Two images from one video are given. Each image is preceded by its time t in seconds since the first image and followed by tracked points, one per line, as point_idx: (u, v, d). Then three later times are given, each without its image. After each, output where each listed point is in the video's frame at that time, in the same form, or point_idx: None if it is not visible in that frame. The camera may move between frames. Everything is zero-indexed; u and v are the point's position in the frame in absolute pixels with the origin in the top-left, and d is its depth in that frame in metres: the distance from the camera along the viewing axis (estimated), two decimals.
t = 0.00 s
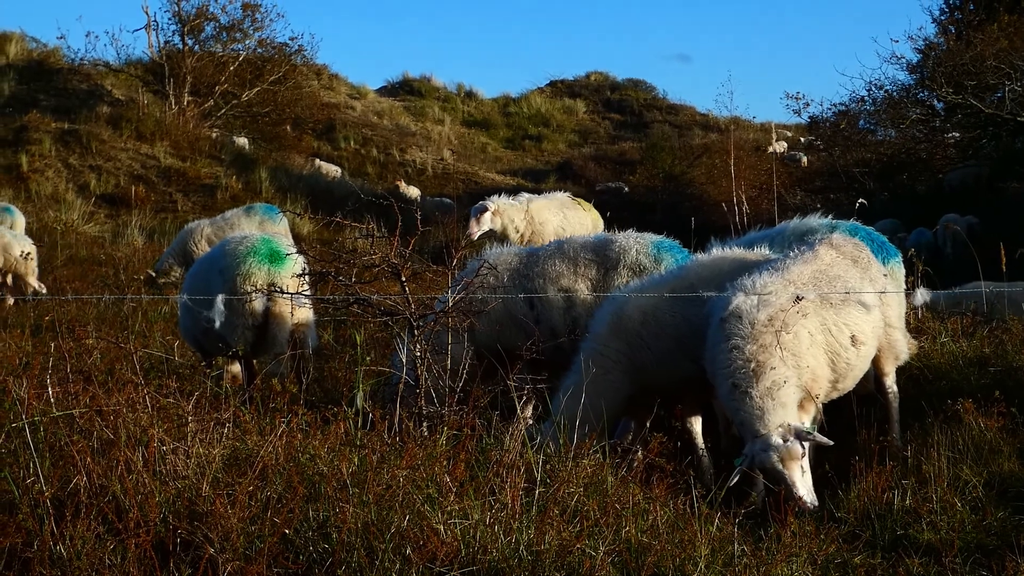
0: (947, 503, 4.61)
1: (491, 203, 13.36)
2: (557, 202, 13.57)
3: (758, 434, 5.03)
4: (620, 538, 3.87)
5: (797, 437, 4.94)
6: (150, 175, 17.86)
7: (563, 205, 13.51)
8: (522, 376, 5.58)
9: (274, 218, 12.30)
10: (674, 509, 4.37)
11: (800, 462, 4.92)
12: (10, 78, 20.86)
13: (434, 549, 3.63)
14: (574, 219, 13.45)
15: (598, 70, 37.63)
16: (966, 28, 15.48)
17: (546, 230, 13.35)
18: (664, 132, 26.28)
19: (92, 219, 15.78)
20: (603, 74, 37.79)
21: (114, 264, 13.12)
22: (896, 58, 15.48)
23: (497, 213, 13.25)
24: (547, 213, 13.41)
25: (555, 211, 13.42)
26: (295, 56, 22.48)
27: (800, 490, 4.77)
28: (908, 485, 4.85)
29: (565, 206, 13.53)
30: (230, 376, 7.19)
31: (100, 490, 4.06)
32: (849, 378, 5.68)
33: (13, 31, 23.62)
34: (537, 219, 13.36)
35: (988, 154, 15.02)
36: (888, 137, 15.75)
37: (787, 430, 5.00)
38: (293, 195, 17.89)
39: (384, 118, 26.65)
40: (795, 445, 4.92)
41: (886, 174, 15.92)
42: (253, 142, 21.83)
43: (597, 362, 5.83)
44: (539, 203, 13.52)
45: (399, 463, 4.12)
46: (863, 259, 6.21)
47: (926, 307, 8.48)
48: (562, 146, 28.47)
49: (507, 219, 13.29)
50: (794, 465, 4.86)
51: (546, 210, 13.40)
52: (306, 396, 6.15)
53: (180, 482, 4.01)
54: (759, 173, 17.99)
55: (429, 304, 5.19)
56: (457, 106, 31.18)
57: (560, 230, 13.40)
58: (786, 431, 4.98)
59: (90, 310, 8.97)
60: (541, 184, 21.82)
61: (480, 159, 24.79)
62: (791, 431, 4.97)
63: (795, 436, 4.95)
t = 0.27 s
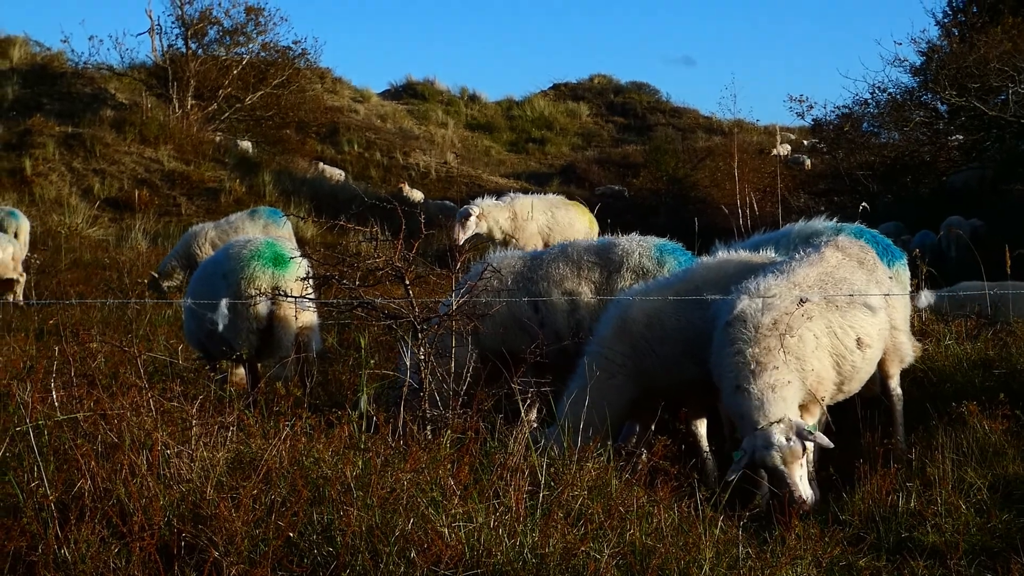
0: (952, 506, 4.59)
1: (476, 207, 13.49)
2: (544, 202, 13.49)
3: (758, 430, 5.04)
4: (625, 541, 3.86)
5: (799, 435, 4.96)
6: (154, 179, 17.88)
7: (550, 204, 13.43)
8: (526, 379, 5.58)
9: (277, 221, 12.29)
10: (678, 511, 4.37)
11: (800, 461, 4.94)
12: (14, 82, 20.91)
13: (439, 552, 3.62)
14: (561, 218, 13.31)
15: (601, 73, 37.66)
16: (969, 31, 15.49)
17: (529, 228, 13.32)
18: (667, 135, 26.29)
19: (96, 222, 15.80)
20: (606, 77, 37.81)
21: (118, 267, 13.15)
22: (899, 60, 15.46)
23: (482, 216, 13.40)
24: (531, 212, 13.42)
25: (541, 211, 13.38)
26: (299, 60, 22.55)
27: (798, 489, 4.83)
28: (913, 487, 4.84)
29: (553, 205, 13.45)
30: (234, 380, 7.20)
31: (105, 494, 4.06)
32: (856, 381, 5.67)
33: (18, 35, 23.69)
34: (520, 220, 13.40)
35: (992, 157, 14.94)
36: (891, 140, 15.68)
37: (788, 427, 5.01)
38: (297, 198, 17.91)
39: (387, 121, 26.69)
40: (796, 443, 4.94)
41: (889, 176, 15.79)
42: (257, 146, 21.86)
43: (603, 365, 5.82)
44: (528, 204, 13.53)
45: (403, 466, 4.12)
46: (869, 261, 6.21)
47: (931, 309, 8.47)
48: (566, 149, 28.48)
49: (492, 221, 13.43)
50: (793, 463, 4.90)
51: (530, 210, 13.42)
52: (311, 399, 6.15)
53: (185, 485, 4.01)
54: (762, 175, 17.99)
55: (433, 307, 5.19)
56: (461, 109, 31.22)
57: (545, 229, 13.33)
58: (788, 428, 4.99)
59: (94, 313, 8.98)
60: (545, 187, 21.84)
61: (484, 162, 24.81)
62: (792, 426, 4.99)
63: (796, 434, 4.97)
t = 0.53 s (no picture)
0: (956, 508, 4.57)
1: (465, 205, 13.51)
2: (533, 202, 13.42)
3: (755, 424, 5.01)
4: (628, 542, 3.85)
5: (796, 433, 4.92)
6: (158, 180, 17.90)
7: (540, 205, 13.36)
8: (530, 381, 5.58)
9: (281, 223, 12.27)
10: (683, 514, 4.36)
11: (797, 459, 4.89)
12: (18, 83, 20.94)
13: (443, 553, 3.61)
14: (551, 219, 13.30)
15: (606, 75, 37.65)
16: (974, 33, 15.47)
17: (517, 230, 13.24)
18: (671, 137, 26.29)
19: (100, 224, 15.81)
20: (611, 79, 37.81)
21: (122, 269, 13.16)
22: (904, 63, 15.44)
23: (470, 214, 13.36)
24: (521, 213, 13.33)
25: (528, 211, 13.33)
26: (303, 61, 22.59)
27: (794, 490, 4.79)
28: (917, 489, 4.82)
29: (543, 205, 13.39)
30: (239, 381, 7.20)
31: (109, 495, 4.06)
32: (860, 383, 5.66)
33: (23, 36, 23.73)
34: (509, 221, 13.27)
35: (997, 159, 14.89)
36: (896, 142, 15.52)
37: (786, 424, 4.96)
38: (301, 200, 17.93)
39: (392, 123, 26.70)
40: (792, 440, 4.90)
41: (893, 179, 15.75)
42: (261, 147, 21.87)
43: (607, 366, 5.83)
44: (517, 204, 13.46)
45: (407, 468, 4.13)
46: (875, 263, 6.20)
47: (935, 312, 8.46)
48: (570, 151, 28.49)
49: (479, 220, 13.32)
50: (789, 461, 4.85)
51: (518, 210, 13.35)
52: (315, 400, 6.15)
53: (189, 486, 4.01)
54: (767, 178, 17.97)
55: (437, 308, 5.19)
56: (465, 111, 31.23)
57: (534, 231, 13.29)
58: (785, 426, 4.94)
59: (99, 314, 8.99)
60: (549, 189, 21.84)
61: (488, 164, 24.82)
62: (791, 424, 4.94)
63: (792, 432, 4.92)
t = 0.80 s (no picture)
0: (959, 510, 4.57)
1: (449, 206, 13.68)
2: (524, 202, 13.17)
3: (750, 428, 5.01)
4: (632, 544, 3.85)
5: (785, 438, 4.88)
6: (161, 183, 17.91)
7: (531, 205, 13.14)
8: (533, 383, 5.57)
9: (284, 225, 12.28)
10: (687, 516, 4.35)
11: (787, 466, 4.86)
12: (22, 86, 20.98)
13: (447, 556, 3.62)
14: (543, 220, 13.09)
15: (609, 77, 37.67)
16: (977, 35, 15.47)
17: (507, 230, 12.91)
18: (674, 139, 26.29)
19: (104, 226, 15.83)
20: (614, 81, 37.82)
21: (126, 271, 13.18)
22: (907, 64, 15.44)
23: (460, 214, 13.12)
24: (511, 213, 13.00)
25: (520, 211, 13.04)
26: (306, 64, 22.63)
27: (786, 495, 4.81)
28: (921, 491, 4.81)
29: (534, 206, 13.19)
30: (242, 384, 7.20)
31: (113, 497, 4.06)
32: (865, 385, 5.65)
33: (26, 39, 23.77)
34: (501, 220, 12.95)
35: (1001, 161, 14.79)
36: (899, 143, 15.49)
37: (778, 430, 4.94)
38: (304, 202, 17.96)
39: (395, 126, 26.73)
40: (780, 446, 4.86)
41: (896, 180, 15.73)
42: (264, 149, 21.89)
43: (612, 368, 5.82)
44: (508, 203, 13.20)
45: (411, 470, 4.13)
46: (878, 265, 6.19)
47: (939, 314, 8.44)
48: (574, 153, 28.50)
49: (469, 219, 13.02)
50: (777, 467, 4.82)
51: (509, 210, 13.02)
52: (318, 403, 6.15)
53: (193, 489, 4.02)
54: (770, 179, 17.97)
55: (441, 310, 5.19)
56: (468, 113, 31.25)
57: (524, 231, 13.04)
58: (775, 433, 4.92)
59: (102, 317, 8.99)
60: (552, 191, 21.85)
61: (491, 166, 24.83)
62: (781, 430, 4.91)
63: (783, 438, 4.88)
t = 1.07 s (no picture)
0: (963, 513, 4.55)
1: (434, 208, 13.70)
2: (512, 205, 13.11)
3: (748, 432, 5.00)
4: (636, 547, 3.84)
5: (776, 447, 4.88)
6: (165, 187, 17.93)
7: (519, 209, 13.08)
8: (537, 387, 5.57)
9: (288, 229, 12.28)
10: (691, 519, 4.34)
11: (771, 476, 4.89)
12: (26, 90, 21.02)
13: (450, 559, 3.61)
14: (532, 224, 13.07)
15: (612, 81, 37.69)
16: (981, 38, 15.45)
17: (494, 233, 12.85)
18: (678, 143, 26.29)
19: (108, 230, 15.84)
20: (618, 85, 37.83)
21: (130, 275, 13.20)
22: (911, 68, 15.42)
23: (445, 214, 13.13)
24: (498, 216, 12.96)
25: (507, 214, 12.99)
26: (310, 67, 22.66)
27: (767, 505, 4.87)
28: (925, 495, 4.80)
29: (522, 209, 13.15)
30: (246, 387, 7.19)
31: (117, 501, 4.06)
32: (871, 388, 5.64)
33: (31, 43, 23.83)
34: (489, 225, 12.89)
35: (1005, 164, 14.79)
36: (903, 147, 15.48)
37: (771, 437, 4.94)
38: (308, 205, 17.98)
39: (399, 129, 26.75)
40: (768, 455, 4.86)
41: (900, 184, 15.71)
42: (268, 153, 21.92)
43: (617, 371, 5.81)
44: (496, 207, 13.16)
45: (414, 473, 4.12)
46: (883, 269, 6.18)
47: (943, 318, 8.42)
48: (577, 157, 28.50)
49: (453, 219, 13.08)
50: (761, 476, 4.87)
51: (497, 213, 12.99)
52: (322, 406, 6.14)
53: (197, 492, 4.02)
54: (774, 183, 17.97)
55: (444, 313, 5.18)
56: (472, 117, 31.27)
57: (511, 233, 12.95)
58: (768, 440, 4.91)
59: (106, 321, 9.00)
60: (556, 195, 21.85)
61: (495, 170, 24.83)
62: (776, 438, 4.90)
63: (775, 445, 4.88)
